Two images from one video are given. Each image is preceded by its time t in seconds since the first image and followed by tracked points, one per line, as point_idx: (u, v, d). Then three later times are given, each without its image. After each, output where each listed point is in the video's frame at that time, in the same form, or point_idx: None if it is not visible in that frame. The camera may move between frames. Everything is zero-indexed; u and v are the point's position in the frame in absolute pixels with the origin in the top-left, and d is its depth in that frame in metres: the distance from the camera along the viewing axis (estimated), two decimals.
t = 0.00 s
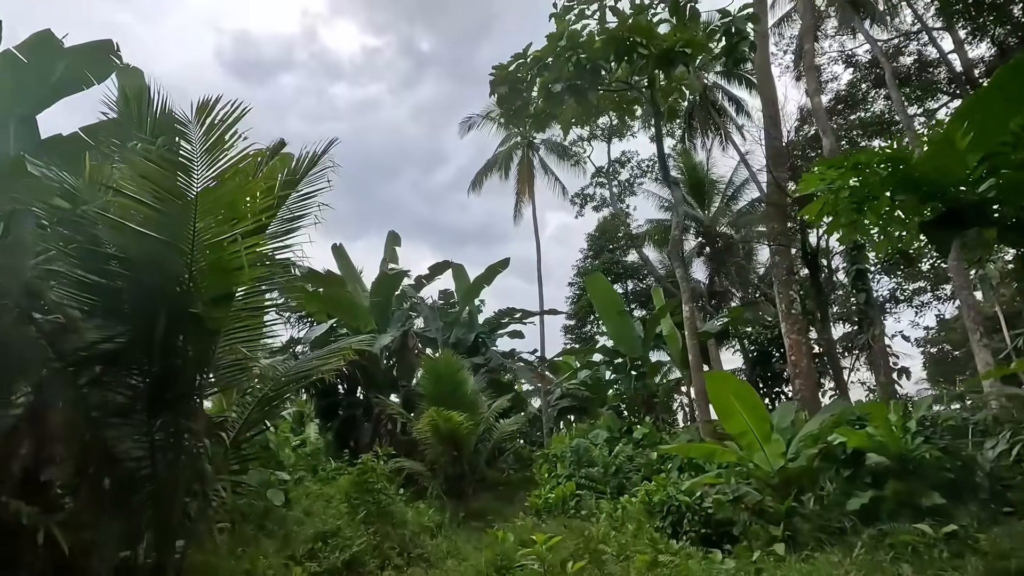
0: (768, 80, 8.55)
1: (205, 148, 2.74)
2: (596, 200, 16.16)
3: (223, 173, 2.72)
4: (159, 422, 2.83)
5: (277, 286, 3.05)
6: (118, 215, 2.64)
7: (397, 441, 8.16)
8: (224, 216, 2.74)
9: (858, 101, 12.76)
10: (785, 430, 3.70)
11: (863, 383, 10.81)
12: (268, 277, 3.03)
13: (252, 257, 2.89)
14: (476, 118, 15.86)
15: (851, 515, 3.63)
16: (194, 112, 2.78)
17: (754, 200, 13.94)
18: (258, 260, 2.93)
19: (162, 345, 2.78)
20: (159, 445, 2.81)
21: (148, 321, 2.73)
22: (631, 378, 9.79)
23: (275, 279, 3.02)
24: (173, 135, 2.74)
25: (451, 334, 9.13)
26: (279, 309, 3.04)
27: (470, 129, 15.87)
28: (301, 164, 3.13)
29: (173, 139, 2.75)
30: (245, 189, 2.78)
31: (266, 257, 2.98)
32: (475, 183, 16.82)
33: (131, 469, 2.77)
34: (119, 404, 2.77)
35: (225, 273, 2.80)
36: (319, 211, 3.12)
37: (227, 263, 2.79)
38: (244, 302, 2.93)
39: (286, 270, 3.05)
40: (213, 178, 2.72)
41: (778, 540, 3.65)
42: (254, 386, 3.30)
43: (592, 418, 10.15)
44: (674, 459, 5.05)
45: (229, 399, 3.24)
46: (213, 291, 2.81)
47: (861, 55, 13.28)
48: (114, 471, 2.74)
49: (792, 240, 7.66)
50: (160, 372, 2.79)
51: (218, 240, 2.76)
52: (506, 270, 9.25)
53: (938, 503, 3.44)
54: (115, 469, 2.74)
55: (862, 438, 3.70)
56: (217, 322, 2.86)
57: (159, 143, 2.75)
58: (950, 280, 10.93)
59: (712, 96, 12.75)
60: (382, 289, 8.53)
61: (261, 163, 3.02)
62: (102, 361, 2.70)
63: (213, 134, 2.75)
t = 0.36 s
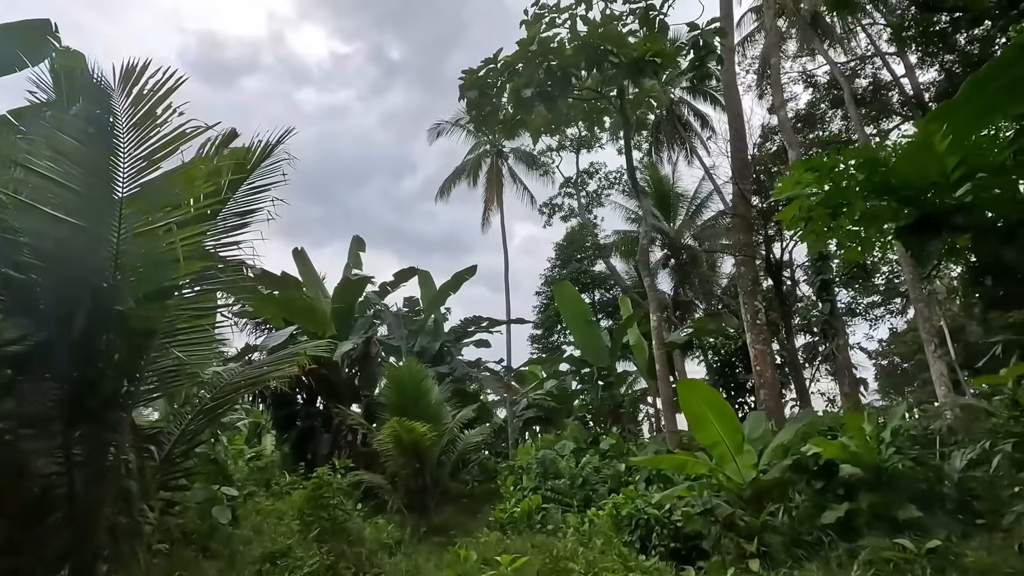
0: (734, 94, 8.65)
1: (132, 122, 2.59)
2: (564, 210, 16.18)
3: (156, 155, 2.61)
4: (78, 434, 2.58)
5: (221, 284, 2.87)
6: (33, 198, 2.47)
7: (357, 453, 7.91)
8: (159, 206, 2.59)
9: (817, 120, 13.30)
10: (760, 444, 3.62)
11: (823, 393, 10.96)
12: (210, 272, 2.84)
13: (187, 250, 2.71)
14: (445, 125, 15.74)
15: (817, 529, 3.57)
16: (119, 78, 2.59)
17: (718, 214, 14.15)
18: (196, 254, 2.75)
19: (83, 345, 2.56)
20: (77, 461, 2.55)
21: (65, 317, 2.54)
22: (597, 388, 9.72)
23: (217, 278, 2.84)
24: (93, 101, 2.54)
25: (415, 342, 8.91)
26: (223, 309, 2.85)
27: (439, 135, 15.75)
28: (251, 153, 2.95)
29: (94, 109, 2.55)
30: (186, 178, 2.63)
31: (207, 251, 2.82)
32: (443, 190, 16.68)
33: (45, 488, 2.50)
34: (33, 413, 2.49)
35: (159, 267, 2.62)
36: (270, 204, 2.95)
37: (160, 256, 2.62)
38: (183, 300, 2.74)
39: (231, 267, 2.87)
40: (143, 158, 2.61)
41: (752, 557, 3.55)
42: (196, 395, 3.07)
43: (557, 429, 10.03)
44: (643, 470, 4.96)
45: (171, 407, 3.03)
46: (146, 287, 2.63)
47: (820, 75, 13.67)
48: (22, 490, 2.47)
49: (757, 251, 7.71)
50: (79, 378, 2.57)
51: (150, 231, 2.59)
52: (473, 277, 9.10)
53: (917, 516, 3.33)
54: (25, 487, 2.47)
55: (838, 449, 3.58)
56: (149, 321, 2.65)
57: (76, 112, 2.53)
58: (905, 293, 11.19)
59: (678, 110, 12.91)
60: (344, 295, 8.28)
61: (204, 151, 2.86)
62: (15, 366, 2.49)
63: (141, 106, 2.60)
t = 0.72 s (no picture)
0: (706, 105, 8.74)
1: (74, 94, 2.41)
2: (536, 218, 16.18)
3: (101, 132, 2.44)
4: (7, 445, 2.39)
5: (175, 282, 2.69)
6: None
7: (322, 463, 7.66)
8: (105, 192, 2.43)
9: (780, 136, 13.51)
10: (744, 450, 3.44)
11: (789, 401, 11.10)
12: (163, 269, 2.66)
13: (136, 242, 2.50)
14: (418, 129, 15.60)
15: (794, 539, 3.54)
16: (57, 41, 2.39)
17: (687, 225, 14.32)
18: (147, 247, 2.56)
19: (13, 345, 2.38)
20: (5, 475, 2.35)
21: None
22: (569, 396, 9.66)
23: (171, 275, 2.66)
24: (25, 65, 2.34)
25: (385, 349, 8.71)
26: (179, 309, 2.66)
27: (412, 140, 15.59)
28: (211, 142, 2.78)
29: (24, 76, 2.34)
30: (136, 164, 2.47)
31: (158, 247, 2.65)
32: (415, 195, 16.51)
33: None
34: None
35: (104, 259, 2.43)
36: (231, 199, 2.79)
37: (106, 247, 2.43)
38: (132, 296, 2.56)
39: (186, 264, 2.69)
40: (85, 135, 2.44)
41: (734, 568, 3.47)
42: (146, 401, 2.88)
43: (528, 437, 9.93)
44: (617, 479, 4.88)
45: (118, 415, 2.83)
46: (91, 281, 2.45)
47: (786, 91, 13.99)
48: None
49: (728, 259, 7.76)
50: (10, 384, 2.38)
51: (95, 219, 2.41)
52: (445, 284, 8.97)
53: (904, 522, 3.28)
54: None
55: (822, 456, 3.51)
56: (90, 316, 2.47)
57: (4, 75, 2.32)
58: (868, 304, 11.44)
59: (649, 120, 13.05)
60: (311, 300, 8.08)
61: (160, 138, 2.70)
62: None
63: (83, 76, 2.41)
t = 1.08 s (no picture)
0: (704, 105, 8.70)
1: (63, 59, 2.28)
2: (530, 220, 16.09)
3: (92, 105, 2.31)
4: None
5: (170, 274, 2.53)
6: None
7: (314, 466, 7.48)
8: (95, 172, 2.30)
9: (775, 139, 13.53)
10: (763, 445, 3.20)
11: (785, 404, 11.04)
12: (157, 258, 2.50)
13: (130, 227, 2.34)
14: (412, 130, 15.51)
15: (811, 541, 3.40)
16: (46, 1, 2.25)
17: (681, 228, 14.30)
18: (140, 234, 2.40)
19: None
20: None
21: None
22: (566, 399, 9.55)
23: (166, 265, 2.51)
24: (9, 24, 2.20)
25: (379, 350, 8.56)
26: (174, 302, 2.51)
27: (405, 141, 15.48)
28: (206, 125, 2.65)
29: (12, 36, 2.21)
30: (128, 141, 2.34)
31: (150, 237, 2.48)
32: (408, 197, 16.39)
33: None
34: None
35: (95, 246, 2.25)
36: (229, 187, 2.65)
37: (97, 231, 2.25)
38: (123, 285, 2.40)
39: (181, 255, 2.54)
40: (74, 106, 2.32)
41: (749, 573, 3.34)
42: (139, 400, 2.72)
43: (523, 441, 9.80)
44: (621, 482, 4.76)
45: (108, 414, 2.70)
46: (80, 268, 2.28)
47: (780, 94, 14.02)
48: None
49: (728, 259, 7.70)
50: None
51: (86, 200, 2.26)
52: (440, 284, 8.85)
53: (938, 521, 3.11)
54: None
55: (847, 457, 3.41)
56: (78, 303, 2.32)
57: None
58: (863, 306, 11.43)
59: (645, 122, 13.04)
60: (304, 301, 7.94)
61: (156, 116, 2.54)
62: None
63: (74, 39, 2.28)
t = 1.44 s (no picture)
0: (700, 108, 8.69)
1: (60, 49, 2.22)
2: (524, 223, 16.07)
3: (90, 97, 2.24)
4: None
5: (166, 277, 2.46)
6: None
7: (306, 472, 7.37)
8: (91, 169, 2.24)
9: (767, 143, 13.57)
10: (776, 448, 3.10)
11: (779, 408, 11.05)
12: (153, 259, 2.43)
13: (128, 226, 2.28)
14: (405, 133, 15.47)
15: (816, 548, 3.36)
16: None
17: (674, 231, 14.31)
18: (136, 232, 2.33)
19: None
20: None
21: None
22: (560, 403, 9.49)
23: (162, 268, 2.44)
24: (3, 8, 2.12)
25: (373, 354, 8.47)
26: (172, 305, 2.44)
27: (398, 143, 15.42)
28: (202, 121, 2.58)
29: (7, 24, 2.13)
30: (124, 138, 2.30)
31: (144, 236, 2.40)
32: (401, 199, 16.32)
33: None
34: None
35: (88, 245, 2.18)
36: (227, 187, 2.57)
37: (93, 231, 2.18)
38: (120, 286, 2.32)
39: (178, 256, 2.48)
40: (71, 98, 2.24)
41: None
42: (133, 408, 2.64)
43: (517, 445, 9.74)
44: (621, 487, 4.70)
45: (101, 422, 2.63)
46: (74, 269, 2.19)
47: (772, 99, 14.07)
48: None
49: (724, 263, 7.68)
50: None
51: (82, 198, 2.18)
52: (434, 287, 8.78)
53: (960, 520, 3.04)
54: None
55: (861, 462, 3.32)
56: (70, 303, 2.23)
57: None
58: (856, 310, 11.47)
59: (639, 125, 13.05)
60: (296, 304, 7.85)
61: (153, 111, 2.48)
62: None
63: (72, 27, 2.21)
